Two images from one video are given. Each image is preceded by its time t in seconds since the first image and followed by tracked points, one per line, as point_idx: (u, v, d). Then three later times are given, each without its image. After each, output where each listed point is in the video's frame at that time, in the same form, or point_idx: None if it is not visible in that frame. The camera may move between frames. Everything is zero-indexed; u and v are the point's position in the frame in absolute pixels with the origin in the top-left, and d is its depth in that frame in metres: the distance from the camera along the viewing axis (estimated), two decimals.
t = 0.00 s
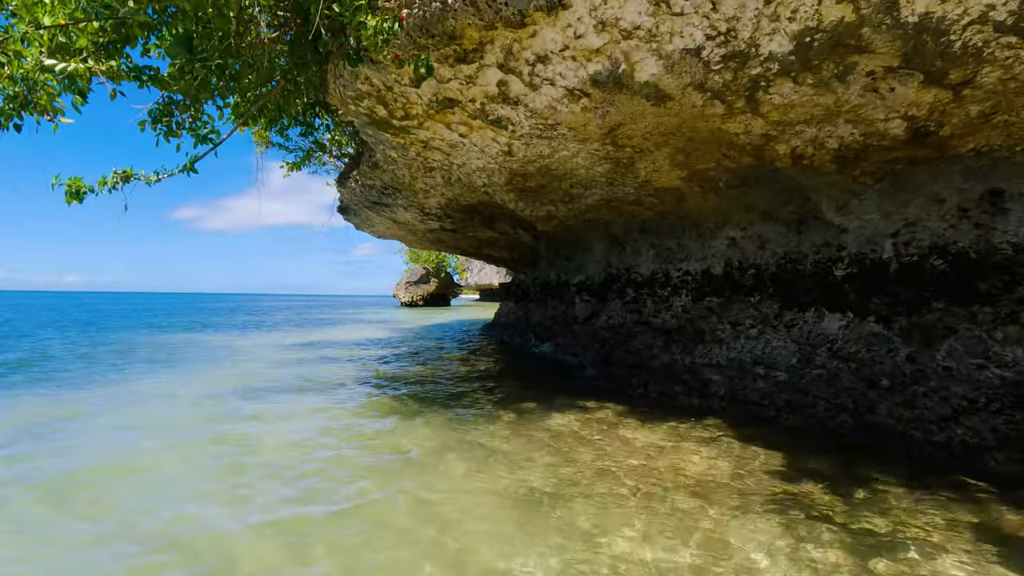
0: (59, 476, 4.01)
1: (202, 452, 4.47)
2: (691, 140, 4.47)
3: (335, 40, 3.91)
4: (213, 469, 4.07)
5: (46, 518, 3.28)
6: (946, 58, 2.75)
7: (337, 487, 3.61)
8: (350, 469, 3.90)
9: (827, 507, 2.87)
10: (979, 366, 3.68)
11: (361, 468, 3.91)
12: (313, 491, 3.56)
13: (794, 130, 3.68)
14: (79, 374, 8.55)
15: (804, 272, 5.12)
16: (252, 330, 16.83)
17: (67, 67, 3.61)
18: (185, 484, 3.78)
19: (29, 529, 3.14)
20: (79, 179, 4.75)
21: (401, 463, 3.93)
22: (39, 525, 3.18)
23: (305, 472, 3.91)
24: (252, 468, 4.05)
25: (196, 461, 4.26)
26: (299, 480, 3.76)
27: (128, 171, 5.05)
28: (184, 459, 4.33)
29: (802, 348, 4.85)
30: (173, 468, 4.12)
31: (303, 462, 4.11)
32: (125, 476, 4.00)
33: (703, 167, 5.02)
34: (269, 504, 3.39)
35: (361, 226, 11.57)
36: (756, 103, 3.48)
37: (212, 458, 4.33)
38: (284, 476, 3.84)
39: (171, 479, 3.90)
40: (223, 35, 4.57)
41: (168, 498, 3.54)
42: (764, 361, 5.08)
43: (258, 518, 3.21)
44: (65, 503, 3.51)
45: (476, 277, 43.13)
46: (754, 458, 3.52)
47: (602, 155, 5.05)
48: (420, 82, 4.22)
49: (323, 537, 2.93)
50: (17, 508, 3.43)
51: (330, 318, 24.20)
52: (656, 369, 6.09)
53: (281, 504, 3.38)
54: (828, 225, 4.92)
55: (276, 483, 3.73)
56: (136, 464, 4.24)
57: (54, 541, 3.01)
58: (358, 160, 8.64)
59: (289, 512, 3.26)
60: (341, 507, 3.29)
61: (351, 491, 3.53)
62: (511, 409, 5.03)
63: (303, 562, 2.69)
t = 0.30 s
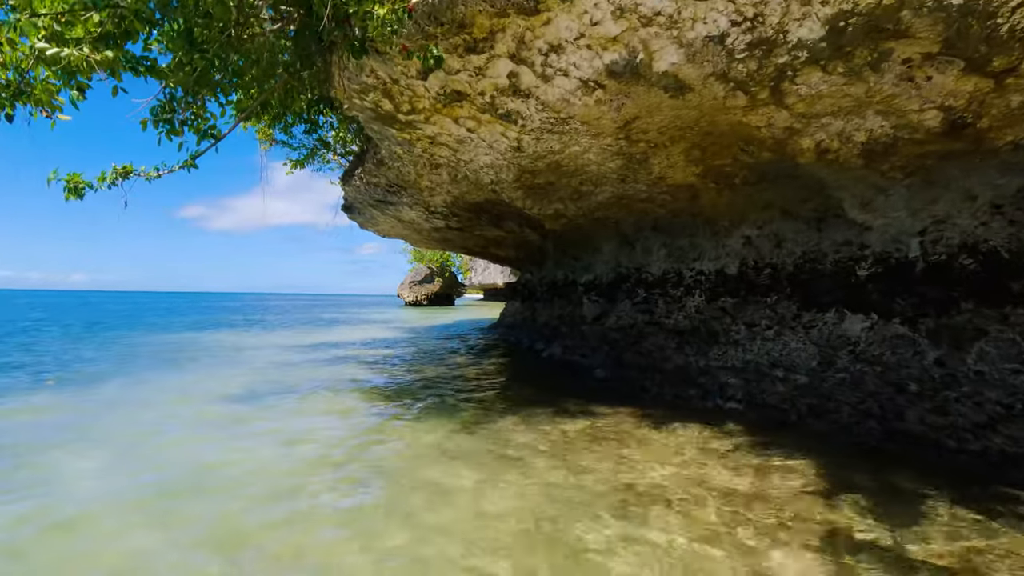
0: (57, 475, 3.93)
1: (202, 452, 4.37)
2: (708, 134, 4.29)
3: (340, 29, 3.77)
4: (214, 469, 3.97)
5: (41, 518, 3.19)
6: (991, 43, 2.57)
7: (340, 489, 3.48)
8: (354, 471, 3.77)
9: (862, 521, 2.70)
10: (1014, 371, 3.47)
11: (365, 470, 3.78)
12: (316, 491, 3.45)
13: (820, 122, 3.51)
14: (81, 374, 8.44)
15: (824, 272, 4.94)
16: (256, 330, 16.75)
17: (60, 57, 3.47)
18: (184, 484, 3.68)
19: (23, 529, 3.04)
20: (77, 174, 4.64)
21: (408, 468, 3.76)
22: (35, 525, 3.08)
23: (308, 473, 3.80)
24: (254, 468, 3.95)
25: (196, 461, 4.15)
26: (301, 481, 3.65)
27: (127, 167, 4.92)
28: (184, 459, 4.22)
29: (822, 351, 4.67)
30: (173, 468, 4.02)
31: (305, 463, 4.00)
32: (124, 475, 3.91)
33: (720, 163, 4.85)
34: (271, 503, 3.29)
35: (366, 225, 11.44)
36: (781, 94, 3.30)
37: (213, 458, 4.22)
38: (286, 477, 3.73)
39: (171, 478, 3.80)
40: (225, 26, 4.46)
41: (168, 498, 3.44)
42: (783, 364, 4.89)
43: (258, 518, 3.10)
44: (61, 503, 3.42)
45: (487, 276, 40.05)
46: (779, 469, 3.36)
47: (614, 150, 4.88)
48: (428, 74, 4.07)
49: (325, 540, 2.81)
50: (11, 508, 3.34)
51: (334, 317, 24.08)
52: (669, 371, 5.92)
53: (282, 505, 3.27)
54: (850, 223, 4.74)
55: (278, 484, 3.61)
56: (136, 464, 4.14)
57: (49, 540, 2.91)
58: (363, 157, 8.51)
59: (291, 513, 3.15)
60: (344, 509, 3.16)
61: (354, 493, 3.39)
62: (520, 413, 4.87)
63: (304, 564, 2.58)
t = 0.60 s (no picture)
0: (67, 476, 3.86)
1: (215, 453, 4.29)
2: (738, 126, 4.16)
3: (361, 15, 3.65)
4: (227, 471, 3.89)
5: (54, 521, 3.12)
6: None
7: (360, 494, 3.38)
8: (372, 476, 3.67)
9: (916, 531, 2.57)
10: None
11: (384, 475, 3.67)
12: (333, 496, 3.36)
13: (861, 112, 3.38)
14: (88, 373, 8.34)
15: (851, 268, 4.82)
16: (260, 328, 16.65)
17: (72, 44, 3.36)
18: (197, 487, 3.61)
19: (35, 533, 2.97)
20: (86, 167, 4.52)
21: (430, 472, 3.64)
22: (47, 529, 3.01)
23: (324, 476, 3.71)
24: (268, 469, 3.89)
25: (208, 463, 4.07)
26: (317, 485, 3.56)
27: (137, 160, 4.80)
28: (196, 460, 4.14)
29: (852, 350, 4.54)
30: (185, 470, 3.94)
31: (321, 466, 3.91)
32: (136, 477, 3.84)
33: (746, 156, 4.71)
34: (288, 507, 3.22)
35: (374, 222, 11.32)
36: (822, 81, 3.17)
37: (225, 459, 4.14)
38: (302, 480, 3.64)
39: (184, 480, 3.73)
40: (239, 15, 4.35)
41: (182, 502, 3.36)
42: (810, 363, 4.79)
43: (275, 524, 3.02)
44: (73, 505, 3.34)
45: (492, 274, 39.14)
46: (819, 474, 3.23)
47: (637, 142, 4.75)
48: (450, 63, 3.94)
49: (347, 550, 2.71)
50: (22, 510, 3.27)
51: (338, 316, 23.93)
52: (689, 369, 5.79)
53: (300, 510, 3.19)
54: (882, 217, 4.60)
55: (294, 488, 3.52)
56: (147, 465, 4.07)
57: (61, 546, 2.84)
58: (373, 153, 8.39)
59: (309, 519, 3.07)
60: (365, 517, 3.07)
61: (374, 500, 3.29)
62: (540, 412, 4.75)
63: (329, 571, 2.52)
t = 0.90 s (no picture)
0: (74, 476, 3.83)
1: (222, 453, 4.26)
2: (758, 122, 4.07)
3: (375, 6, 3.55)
4: (235, 471, 3.85)
5: (60, 521, 3.09)
6: None
7: (371, 496, 3.32)
8: (381, 478, 3.60)
9: (953, 538, 2.49)
10: None
11: (396, 477, 3.60)
12: (342, 497, 3.31)
13: (889, 107, 3.30)
14: (93, 373, 8.28)
15: (871, 268, 4.72)
16: (263, 328, 16.55)
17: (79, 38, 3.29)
18: (204, 487, 3.58)
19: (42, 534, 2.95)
20: (93, 165, 4.45)
21: (446, 477, 3.55)
22: (53, 529, 2.99)
23: (332, 477, 3.65)
24: (277, 469, 3.85)
25: (216, 463, 4.04)
26: (325, 486, 3.50)
27: (145, 159, 4.72)
28: (202, 461, 4.11)
29: (873, 351, 4.44)
30: (193, 470, 3.91)
31: (329, 467, 3.86)
32: (142, 476, 3.81)
33: (764, 154, 4.63)
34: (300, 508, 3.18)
35: (379, 222, 11.24)
36: (851, 75, 3.08)
37: (232, 459, 4.11)
38: (309, 481, 3.59)
39: (191, 480, 3.69)
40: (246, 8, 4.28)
41: (189, 502, 3.32)
42: (829, 365, 4.69)
43: (282, 526, 2.96)
44: (80, 505, 3.32)
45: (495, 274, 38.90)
46: (846, 479, 3.15)
47: (653, 140, 4.67)
48: (465, 59, 3.87)
49: (356, 556, 2.64)
50: (30, 509, 3.26)
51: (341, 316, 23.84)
52: (703, 371, 5.71)
53: (307, 511, 3.13)
54: (904, 216, 4.51)
55: (301, 489, 3.47)
56: (154, 465, 4.04)
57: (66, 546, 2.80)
58: (380, 152, 8.31)
59: (317, 520, 3.01)
60: (376, 519, 3.01)
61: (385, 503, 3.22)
62: (553, 415, 4.66)
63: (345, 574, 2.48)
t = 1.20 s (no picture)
0: (65, 471, 3.81)
1: (215, 451, 4.21)
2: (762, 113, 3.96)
3: None
4: (226, 469, 3.80)
5: (48, 517, 3.06)
6: None
7: (362, 495, 3.24)
8: (370, 478, 3.50)
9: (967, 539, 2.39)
10: None
11: (386, 476, 3.50)
12: (332, 495, 3.26)
13: (899, 96, 3.20)
14: (88, 370, 8.20)
15: (877, 264, 4.60)
16: (261, 326, 16.47)
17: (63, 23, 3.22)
18: (195, 483, 3.55)
19: (29, 528, 2.93)
20: (82, 156, 4.35)
21: (439, 477, 3.45)
22: (43, 523, 2.98)
23: (324, 476, 3.57)
24: (269, 466, 3.81)
25: (207, 461, 3.98)
26: (316, 484, 3.44)
27: (136, 150, 4.63)
28: (193, 458, 4.06)
29: (879, 350, 4.34)
30: (184, 467, 3.86)
31: (320, 466, 3.78)
32: (134, 471, 3.80)
33: (769, 147, 4.52)
34: (290, 506, 3.14)
35: (379, 219, 11.15)
36: (860, 62, 2.97)
37: (224, 457, 4.06)
38: (300, 480, 3.52)
39: (182, 477, 3.64)
40: None
41: (177, 500, 3.27)
42: (834, 363, 4.58)
43: (269, 525, 2.91)
44: (68, 502, 3.27)
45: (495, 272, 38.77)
46: (854, 481, 3.04)
47: (654, 132, 4.57)
48: (461, 47, 3.76)
49: (338, 559, 2.55)
50: (19, 503, 3.24)
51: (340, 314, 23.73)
52: (705, 369, 5.61)
53: (294, 511, 3.06)
54: (911, 211, 4.39)
55: (291, 488, 3.39)
56: (145, 462, 3.99)
57: (50, 545, 2.75)
58: (378, 148, 8.21)
59: (304, 519, 2.95)
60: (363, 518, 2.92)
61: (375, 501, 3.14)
62: (551, 414, 4.55)
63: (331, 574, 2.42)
